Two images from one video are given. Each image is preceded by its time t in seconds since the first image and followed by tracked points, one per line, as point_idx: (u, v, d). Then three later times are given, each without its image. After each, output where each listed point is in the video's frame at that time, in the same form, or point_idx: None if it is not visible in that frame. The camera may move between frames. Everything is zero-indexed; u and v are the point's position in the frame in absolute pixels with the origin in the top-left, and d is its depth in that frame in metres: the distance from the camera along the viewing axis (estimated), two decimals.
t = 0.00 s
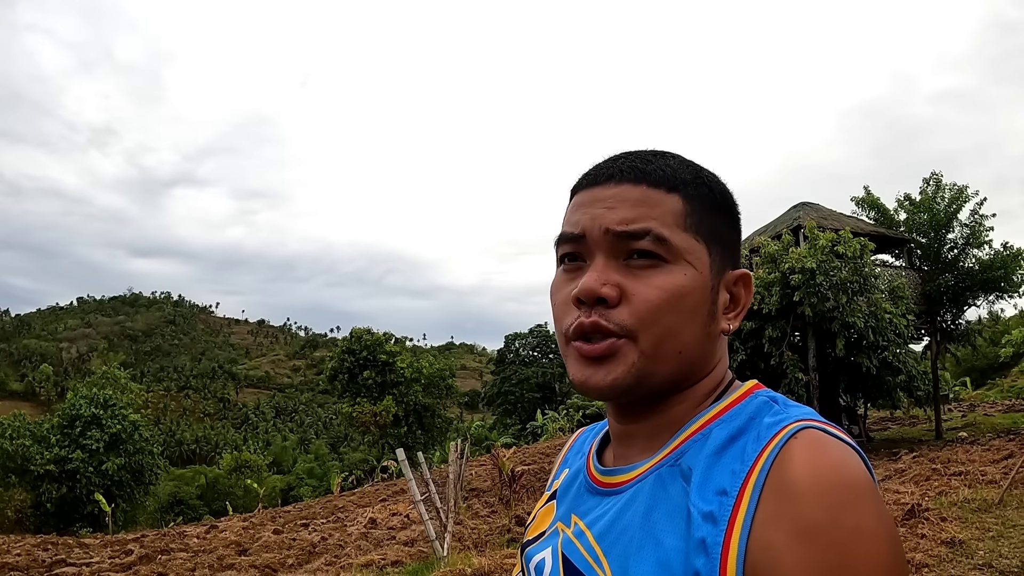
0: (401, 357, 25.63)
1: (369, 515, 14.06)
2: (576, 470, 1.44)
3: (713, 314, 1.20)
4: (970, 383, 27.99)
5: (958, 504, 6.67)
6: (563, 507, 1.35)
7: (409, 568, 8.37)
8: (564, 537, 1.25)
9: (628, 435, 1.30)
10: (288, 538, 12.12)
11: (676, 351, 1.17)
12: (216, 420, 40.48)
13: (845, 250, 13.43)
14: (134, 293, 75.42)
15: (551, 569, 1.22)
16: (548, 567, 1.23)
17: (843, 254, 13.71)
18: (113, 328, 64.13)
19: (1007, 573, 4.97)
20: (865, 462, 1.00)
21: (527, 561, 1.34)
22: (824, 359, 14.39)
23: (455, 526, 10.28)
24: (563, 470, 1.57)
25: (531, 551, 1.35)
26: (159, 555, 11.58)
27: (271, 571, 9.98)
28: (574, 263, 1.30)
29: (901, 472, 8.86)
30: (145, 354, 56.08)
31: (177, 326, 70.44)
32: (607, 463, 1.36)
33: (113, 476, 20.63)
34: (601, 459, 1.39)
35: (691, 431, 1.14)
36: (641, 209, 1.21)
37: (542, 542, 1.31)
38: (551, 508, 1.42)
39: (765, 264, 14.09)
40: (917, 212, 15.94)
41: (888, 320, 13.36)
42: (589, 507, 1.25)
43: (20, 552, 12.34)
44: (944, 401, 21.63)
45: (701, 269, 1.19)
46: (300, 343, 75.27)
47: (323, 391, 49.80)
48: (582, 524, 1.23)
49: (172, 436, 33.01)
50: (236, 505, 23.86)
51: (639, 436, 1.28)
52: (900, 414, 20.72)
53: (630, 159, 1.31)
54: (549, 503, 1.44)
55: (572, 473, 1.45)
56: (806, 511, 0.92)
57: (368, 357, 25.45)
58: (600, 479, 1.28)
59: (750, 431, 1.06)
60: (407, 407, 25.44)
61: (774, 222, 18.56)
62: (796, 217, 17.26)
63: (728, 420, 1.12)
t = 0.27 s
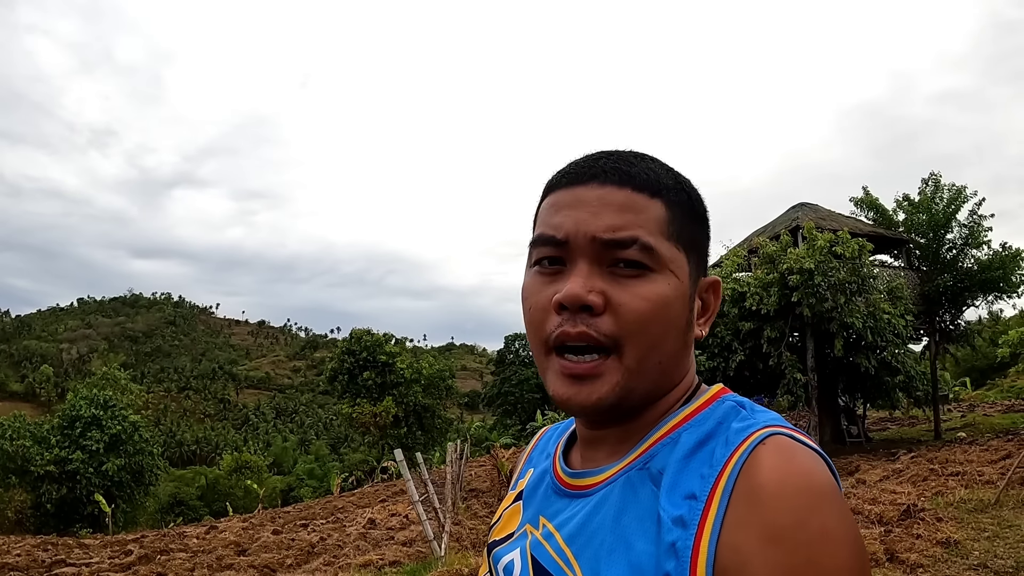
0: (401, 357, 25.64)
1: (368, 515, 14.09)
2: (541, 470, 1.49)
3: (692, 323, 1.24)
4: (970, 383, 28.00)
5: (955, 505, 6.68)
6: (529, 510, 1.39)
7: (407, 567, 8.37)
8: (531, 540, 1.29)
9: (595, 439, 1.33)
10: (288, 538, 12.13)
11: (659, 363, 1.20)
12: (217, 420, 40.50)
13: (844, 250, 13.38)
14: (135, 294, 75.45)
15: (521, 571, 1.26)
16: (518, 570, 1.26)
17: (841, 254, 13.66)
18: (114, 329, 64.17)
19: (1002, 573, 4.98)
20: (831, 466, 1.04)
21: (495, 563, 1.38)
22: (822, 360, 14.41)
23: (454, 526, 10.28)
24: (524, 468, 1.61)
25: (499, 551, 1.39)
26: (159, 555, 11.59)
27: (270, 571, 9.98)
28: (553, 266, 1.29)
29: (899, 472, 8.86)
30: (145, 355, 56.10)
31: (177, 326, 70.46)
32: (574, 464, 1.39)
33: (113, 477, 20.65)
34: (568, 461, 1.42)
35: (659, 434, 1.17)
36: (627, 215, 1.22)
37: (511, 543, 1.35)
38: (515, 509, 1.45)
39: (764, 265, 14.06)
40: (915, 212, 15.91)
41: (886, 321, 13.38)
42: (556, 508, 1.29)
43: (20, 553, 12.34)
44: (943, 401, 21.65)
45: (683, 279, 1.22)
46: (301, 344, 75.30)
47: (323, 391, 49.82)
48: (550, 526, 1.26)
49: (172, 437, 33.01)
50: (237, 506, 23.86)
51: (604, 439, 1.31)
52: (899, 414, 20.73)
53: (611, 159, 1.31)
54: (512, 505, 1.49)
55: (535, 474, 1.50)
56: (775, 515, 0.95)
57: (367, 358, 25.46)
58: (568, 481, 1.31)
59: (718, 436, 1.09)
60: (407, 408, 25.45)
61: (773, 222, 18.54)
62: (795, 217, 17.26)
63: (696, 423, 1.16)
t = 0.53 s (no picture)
0: (402, 357, 25.65)
1: (367, 515, 14.10)
2: (511, 471, 1.52)
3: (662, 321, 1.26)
4: (971, 383, 28.00)
5: (951, 504, 6.69)
6: (499, 513, 1.42)
7: (405, 567, 8.38)
8: (502, 543, 1.32)
9: (566, 441, 1.36)
10: (287, 538, 12.13)
11: (630, 363, 1.22)
12: (217, 421, 40.52)
13: (843, 250, 13.39)
14: (136, 294, 75.44)
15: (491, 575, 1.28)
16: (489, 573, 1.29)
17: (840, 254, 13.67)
18: (114, 330, 64.22)
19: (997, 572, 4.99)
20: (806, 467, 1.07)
21: (464, 565, 1.41)
22: (821, 359, 14.43)
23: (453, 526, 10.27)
24: (492, 468, 1.65)
25: (468, 554, 1.42)
26: (158, 555, 11.56)
27: (269, 570, 9.99)
28: (520, 268, 1.31)
29: (897, 472, 8.86)
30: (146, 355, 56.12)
31: (178, 327, 70.49)
32: (545, 465, 1.41)
33: (113, 477, 20.67)
34: (538, 462, 1.44)
35: (633, 436, 1.20)
36: (593, 214, 1.24)
37: (481, 546, 1.38)
38: (484, 510, 1.49)
39: (762, 265, 14.06)
40: (914, 212, 15.92)
41: (885, 321, 13.40)
42: (527, 510, 1.32)
43: (20, 553, 12.35)
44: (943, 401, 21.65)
45: (652, 275, 1.24)
46: (301, 344, 75.34)
47: (323, 392, 49.85)
48: (523, 528, 1.29)
49: (173, 437, 33.02)
50: (237, 506, 23.88)
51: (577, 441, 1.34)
52: (899, 414, 20.73)
53: (578, 157, 1.33)
54: (481, 508, 1.52)
55: (506, 475, 1.53)
56: (755, 516, 0.97)
57: (368, 358, 25.45)
58: (539, 483, 1.34)
59: (693, 438, 1.12)
60: (407, 408, 25.45)
61: (772, 222, 18.54)
62: (793, 217, 17.26)
63: (670, 424, 1.19)
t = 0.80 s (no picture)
0: (402, 356, 25.68)
1: (368, 512, 14.15)
2: (505, 453, 1.57)
3: (576, 300, 1.26)
4: (971, 381, 28.06)
5: (947, 500, 6.73)
6: (489, 496, 1.47)
7: (406, 564, 8.42)
8: (494, 530, 1.36)
9: (555, 433, 1.41)
10: (288, 535, 12.18)
11: (544, 358, 1.26)
12: (218, 419, 40.62)
13: (841, 248, 13.44)
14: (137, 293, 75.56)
15: (484, 565, 1.32)
16: (481, 563, 1.33)
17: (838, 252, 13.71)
18: (115, 329, 64.32)
19: (993, 567, 5.03)
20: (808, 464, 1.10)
21: (455, 550, 1.45)
22: (821, 357, 14.47)
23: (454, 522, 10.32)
24: (487, 445, 1.70)
25: (458, 539, 1.46)
26: (160, 552, 11.62)
27: (271, 566, 10.03)
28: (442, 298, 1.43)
29: (895, 468, 8.89)
30: (147, 354, 56.20)
31: (179, 326, 70.56)
32: (537, 451, 1.46)
33: (115, 475, 20.73)
34: (530, 447, 1.49)
35: (626, 427, 1.24)
36: (459, 231, 1.33)
37: (471, 531, 1.42)
38: (474, 493, 1.55)
39: (761, 263, 14.09)
40: (913, 210, 15.94)
41: (884, 318, 13.43)
42: (519, 498, 1.37)
43: (23, 551, 12.40)
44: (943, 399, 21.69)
45: (538, 265, 1.26)
46: (302, 343, 75.46)
47: (324, 390, 49.95)
48: (516, 518, 1.33)
49: (173, 436, 33.09)
50: (238, 504, 23.94)
51: (563, 432, 1.39)
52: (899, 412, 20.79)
53: (449, 177, 1.43)
54: (474, 488, 1.56)
55: (500, 458, 1.57)
56: (758, 519, 1.00)
57: (368, 356, 25.51)
58: (532, 470, 1.38)
59: (692, 430, 1.15)
60: (408, 406, 25.49)
61: (772, 220, 18.54)
62: (793, 215, 17.28)
63: (666, 415, 1.22)
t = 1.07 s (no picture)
0: (403, 354, 25.72)
1: (370, 510, 14.19)
2: (506, 442, 1.61)
3: (545, 292, 1.29)
4: (972, 378, 28.08)
5: (948, 495, 6.77)
6: (491, 485, 1.51)
7: (410, 561, 8.47)
8: (492, 518, 1.40)
9: (550, 420, 1.45)
10: (292, 533, 12.23)
11: (519, 351, 1.30)
12: (219, 418, 40.71)
13: (841, 246, 13.48)
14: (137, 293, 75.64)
15: (481, 553, 1.36)
16: (478, 551, 1.37)
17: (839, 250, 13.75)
18: (116, 328, 64.40)
19: (994, 561, 5.07)
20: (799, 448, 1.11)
21: (457, 538, 1.49)
22: (821, 354, 14.51)
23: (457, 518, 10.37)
24: (496, 431, 1.73)
25: (460, 528, 1.50)
26: (164, 551, 11.68)
27: (275, 565, 10.09)
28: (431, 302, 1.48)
29: (896, 465, 8.92)
30: (148, 353, 56.28)
31: (179, 325, 70.63)
32: (535, 439, 1.50)
33: (117, 475, 20.79)
34: (529, 434, 1.53)
35: (615, 414, 1.26)
36: (428, 241, 1.38)
37: (472, 521, 1.46)
38: (478, 481, 1.59)
39: (762, 261, 14.11)
40: (913, 207, 15.94)
41: (884, 316, 13.47)
42: (517, 485, 1.40)
43: (28, 550, 12.47)
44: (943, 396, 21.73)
45: (503, 263, 1.30)
46: (302, 342, 75.54)
47: (325, 389, 50.02)
48: (514, 505, 1.36)
49: (174, 435, 33.16)
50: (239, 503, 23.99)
51: (553, 421, 1.43)
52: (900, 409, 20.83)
53: (418, 188, 1.48)
54: (479, 477, 1.60)
55: (503, 446, 1.61)
56: (741, 507, 1.02)
57: (369, 355, 25.55)
58: (529, 458, 1.41)
59: (679, 418, 1.17)
60: (409, 405, 25.54)
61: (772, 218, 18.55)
62: (793, 213, 17.28)
63: (654, 402, 1.24)
